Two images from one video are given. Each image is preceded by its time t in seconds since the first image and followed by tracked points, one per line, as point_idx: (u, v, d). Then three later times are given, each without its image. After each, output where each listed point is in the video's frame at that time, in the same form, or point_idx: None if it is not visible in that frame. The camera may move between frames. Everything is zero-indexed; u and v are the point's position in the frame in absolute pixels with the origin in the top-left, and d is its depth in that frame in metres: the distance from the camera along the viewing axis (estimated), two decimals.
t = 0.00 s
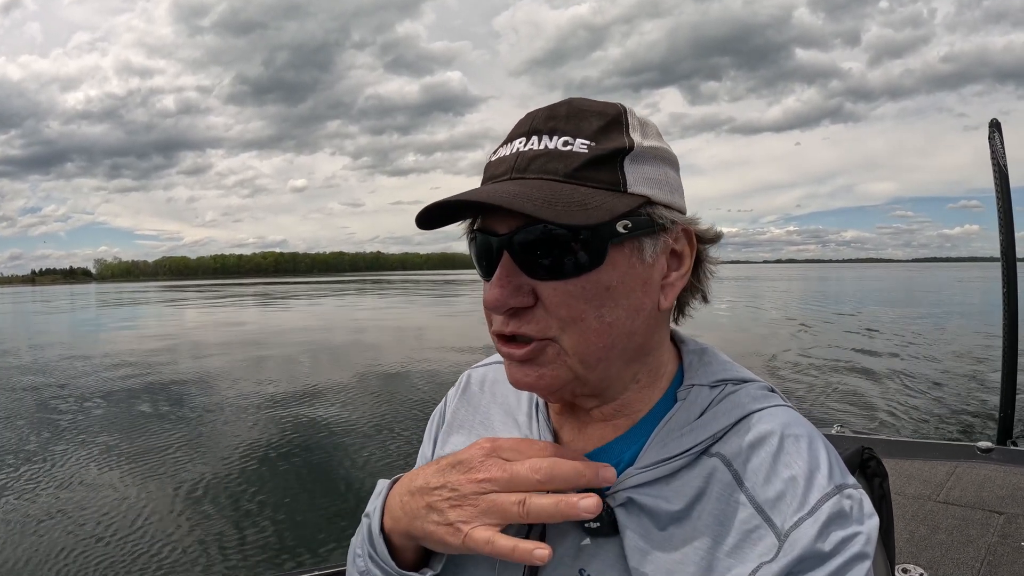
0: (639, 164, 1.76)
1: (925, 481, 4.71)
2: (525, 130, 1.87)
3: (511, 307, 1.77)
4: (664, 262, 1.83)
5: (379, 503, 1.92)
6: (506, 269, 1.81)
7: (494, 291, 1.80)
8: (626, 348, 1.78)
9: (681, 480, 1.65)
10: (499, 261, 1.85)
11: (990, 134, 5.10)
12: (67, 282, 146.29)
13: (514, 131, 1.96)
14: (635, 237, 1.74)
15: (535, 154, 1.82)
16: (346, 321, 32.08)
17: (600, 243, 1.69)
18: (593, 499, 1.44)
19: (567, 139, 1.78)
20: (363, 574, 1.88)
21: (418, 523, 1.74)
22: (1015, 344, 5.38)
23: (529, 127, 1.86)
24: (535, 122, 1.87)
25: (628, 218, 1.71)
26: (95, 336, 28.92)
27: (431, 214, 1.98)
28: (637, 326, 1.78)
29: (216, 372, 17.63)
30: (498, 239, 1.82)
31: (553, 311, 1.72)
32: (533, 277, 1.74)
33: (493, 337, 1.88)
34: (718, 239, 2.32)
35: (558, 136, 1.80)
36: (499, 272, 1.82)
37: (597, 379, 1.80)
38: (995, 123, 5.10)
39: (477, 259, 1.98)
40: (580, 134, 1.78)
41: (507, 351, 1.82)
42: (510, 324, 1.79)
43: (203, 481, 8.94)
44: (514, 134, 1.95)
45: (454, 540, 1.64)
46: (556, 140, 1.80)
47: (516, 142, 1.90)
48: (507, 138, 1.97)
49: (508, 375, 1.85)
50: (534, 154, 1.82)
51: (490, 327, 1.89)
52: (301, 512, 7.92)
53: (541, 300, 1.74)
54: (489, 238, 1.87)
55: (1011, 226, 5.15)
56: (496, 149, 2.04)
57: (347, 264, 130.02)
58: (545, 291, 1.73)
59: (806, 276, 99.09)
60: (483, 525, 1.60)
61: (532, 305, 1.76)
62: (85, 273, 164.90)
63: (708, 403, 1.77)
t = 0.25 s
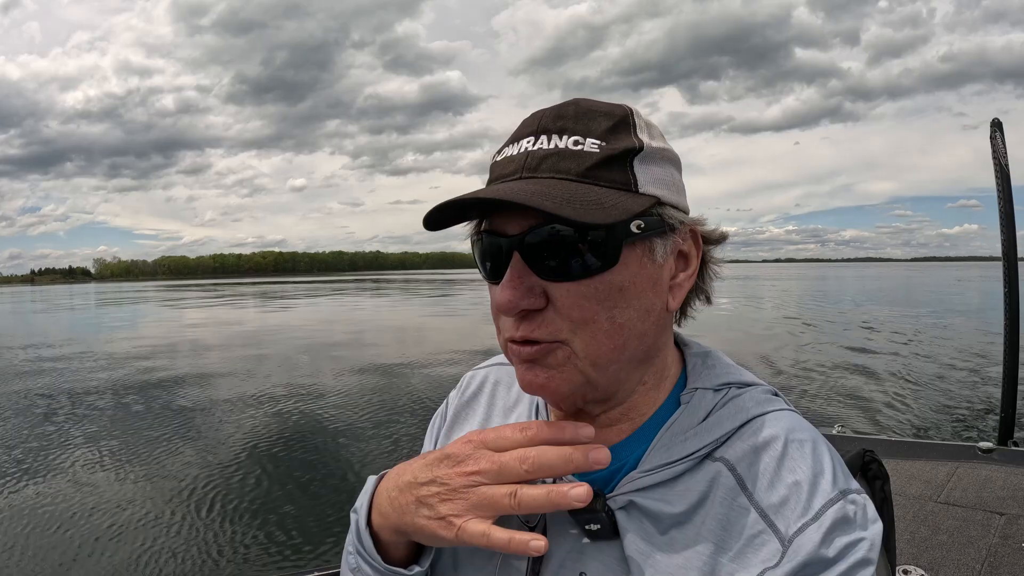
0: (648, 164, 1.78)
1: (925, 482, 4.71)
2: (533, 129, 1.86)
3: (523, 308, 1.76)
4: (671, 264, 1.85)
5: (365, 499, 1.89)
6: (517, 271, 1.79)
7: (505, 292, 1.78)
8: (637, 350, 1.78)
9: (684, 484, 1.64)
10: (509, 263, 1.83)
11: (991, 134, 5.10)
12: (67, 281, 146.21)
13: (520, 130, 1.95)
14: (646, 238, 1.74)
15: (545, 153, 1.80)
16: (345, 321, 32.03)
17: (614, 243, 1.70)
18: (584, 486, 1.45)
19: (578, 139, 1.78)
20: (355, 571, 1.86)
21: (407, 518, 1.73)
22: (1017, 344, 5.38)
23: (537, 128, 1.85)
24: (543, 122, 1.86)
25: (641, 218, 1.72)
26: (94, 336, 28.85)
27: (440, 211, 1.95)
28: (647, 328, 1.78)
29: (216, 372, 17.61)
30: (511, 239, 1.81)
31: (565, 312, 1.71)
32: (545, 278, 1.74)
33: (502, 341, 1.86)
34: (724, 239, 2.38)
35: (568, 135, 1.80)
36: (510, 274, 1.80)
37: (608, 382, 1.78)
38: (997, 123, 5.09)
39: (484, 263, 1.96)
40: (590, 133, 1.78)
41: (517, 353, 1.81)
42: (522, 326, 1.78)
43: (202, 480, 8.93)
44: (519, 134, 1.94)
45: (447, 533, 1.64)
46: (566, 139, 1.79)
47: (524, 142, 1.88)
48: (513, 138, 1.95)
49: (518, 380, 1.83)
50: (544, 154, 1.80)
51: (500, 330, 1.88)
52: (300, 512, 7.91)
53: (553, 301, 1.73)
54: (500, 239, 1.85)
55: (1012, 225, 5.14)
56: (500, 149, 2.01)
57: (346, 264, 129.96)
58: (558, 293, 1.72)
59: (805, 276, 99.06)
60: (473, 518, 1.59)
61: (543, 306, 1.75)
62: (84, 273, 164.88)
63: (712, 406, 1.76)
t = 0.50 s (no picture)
0: (646, 158, 1.83)
1: (923, 480, 4.73)
2: (535, 121, 1.86)
3: (529, 297, 1.76)
4: (667, 256, 1.89)
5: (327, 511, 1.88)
6: (522, 260, 1.80)
7: (511, 281, 1.78)
8: (639, 339, 1.81)
9: (669, 477, 1.65)
10: (512, 253, 1.84)
11: (991, 132, 5.11)
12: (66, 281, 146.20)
13: (518, 122, 1.95)
14: (646, 228, 1.78)
15: (549, 144, 1.80)
16: (346, 320, 32.05)
17: (617, 232, 1.73)
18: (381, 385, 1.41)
19: (579, 132, 1.79)
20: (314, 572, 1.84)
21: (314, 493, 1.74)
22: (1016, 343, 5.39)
23: (538, 119, 1.86)
24: (543, 115, 1.87)
25: (644, 208, 1.76)
26: (95, 335, 28.91)
27: (446, 198, 1.96)
28: (648, 317, 1.82)
29: (217, 371, 17.65)
30: (516, 227, 1.82)
31: (571, 300, 1.73)
32: (551, 267, 1.75)
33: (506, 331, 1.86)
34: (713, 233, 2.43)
35: (569, 128, 1.81)
36: (513, 263, 1.81)
37: (611, 371, 1.80)
38: (996, 121, 5.10)
39: (483, 255, 1.96)
40: (590, 127, 1.80)
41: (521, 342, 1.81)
42: (527, 314, 1.78)
43: (201, 479, 8.96)
44: (518, 126, 1.94)
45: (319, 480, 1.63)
46: (568, 132, 1.80)
47: (525, 134, 1.88)
48: (512, 130, 1.94)
49: (521, 370, 1.83)
50: (547, 145, 1.80)
51: (503, 320, 1.88)
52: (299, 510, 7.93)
53: (559, 290, 1.74)
54: (503, 229, 1.85)
55: (1011, 224, 5.15)
56: (497, 141, 2.00)
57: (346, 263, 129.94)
58: (563, 281, 1.74)
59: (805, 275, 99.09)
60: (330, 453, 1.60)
61: (549, 295, 1.76)
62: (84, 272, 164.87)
63: (699, 400, 1.77)
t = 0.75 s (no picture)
0: (637, 155, 1.83)
1: (922, 478, 4.70)
2: (527, 119, 1.82)
3: (531, 292, 1.73)
4: (658, 250, 1.89)
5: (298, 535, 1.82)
6: (522, 256, 1.76)
7: (512, 277, 1.74)
8: (637, 333, 1.80)
9: (661, 470, 1.63)
10: (510, 250, 1.80)
11: (990, 130, 5.08)
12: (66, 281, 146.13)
13: (510, 120, 1.91)
14: (640, 222, 1.77)
15: (544, 141, 1.77)
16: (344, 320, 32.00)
17: (615, 226, 1.72)
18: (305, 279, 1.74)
19: (572, 129, 1.77)
20: None
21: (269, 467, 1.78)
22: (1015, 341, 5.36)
23: (530, 117, 1.83)
24: (534, 113, 1.84)
25: (639, 201, 1.76)
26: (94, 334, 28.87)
27: (444, 196, 1.93)
28: (644, 311, 1.81)
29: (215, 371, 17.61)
30: (515, 224, 1.78)
31: (574, 294, 1.70)
32: (552, 261, 1.72)
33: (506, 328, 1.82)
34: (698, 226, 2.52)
35: (562, 125, 1.79)
36: (513, 260, 1.77)
37: (612, 366, 1.78)
38: (995, 120, 5.08)
39: (479, 254, 1.91)
40: (582, 124, 1.79)
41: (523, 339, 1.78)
42: (529, 310, 1.75)
43: (197, 478, 8.93)
44: (509, 125, 1.90)
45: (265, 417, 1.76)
46: (561, 129, 1.78)
47: (517, 132, 1.84)
48: (503, 127, 1.90)
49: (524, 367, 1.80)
50: (543, 141, 1.76)
51: (502, 317, 1.84)
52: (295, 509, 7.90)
53: (561, 284, 1.71)
54: (501, 225, 1.81)
55: (1011, 222, 5.13)
56: (488, 139, 1.95)
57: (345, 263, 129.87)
58: (564, 275, 1.71)
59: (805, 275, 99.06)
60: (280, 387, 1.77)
61: (551, 290, 1.73)
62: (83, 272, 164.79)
63: (691, 393, 1.76)
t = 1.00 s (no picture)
0: (636, 155, 1.82)
1: (925, 479, 4.67)
2: (527, 119, 1.80)
3: (535, 292, 1.69)
4: (661, 249, 1.88)
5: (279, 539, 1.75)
6: (524, 256, 1.72)
7: (516, 277, 1.70)
8: (640, 332, 1.78)
9: (666, 473, 1.61)
10: (511, 251, 1.76)
11: (992, 129, 5.06)
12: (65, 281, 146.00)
13: (509, 121, 1.88)
14: (642, 221, 1.76)
15: (545, 140, 1.74)
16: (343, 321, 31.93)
17: (618, 225, 1.70)
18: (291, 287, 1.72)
19: (573, 128, 1.75)
20: None
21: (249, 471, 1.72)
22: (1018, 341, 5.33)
23: (529, 118, 1.81)
24: (534, 113, 1.83)
25: (641, 200, 1.74)
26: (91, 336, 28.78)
27: (446, 195, 1.86)
28: (647, 310, 1.79)
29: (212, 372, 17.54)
30: (517, 223, 1.74)
31: (578, 293, 1.68)
32: (556, 260, 1.69)
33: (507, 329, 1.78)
34: (700, 224, 2.48)
35: (562, 125, 1.77)
36: (514, 261, 1.73)
37: (615, 364, 1.76)
38: (998, 118, 5.06)
39: (477, 255, 1.86)
40: (582, 124, 1.77)
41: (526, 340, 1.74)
42: (533, 310, 1.71)
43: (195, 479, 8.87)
44: (508, 126, 1.88)
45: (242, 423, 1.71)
46: (561, 128, 1.76)
47: (517, 132, 1.81)
48: (502, 129, 1.87)
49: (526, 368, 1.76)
50: (544, 141, 1.74)
51: (503, 318, 1.80)
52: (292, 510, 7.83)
53: (565, 283, 1.68)
54: (503, 225, 1.77)
55: (1013, 221, 5.10)
56: (487, 141, 1.92)
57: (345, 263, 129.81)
58: (568, 275, 1.68)
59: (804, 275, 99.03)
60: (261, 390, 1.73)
61: (555, 289, 1.69)
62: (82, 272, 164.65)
63: (695, 395, 1.74)
